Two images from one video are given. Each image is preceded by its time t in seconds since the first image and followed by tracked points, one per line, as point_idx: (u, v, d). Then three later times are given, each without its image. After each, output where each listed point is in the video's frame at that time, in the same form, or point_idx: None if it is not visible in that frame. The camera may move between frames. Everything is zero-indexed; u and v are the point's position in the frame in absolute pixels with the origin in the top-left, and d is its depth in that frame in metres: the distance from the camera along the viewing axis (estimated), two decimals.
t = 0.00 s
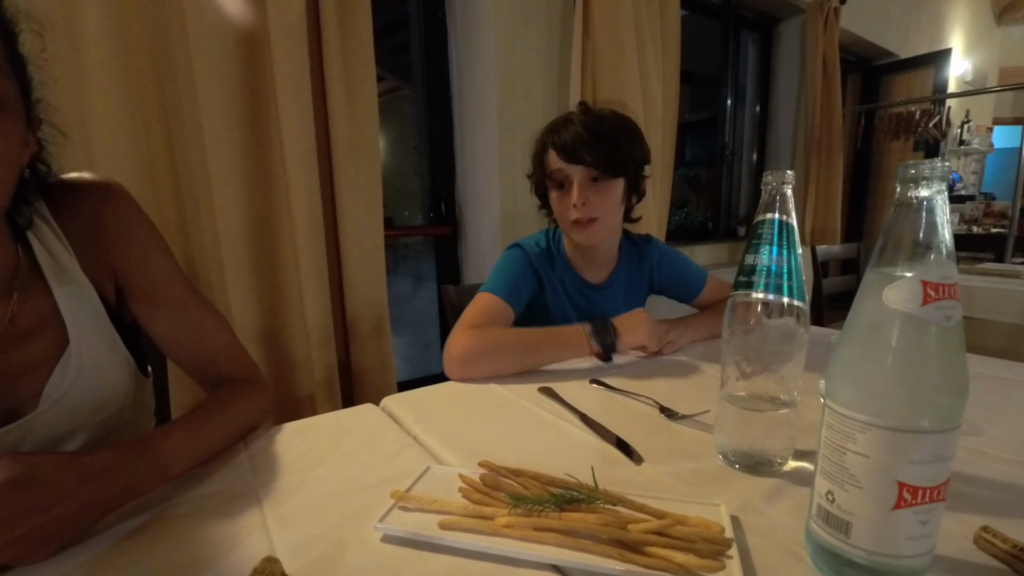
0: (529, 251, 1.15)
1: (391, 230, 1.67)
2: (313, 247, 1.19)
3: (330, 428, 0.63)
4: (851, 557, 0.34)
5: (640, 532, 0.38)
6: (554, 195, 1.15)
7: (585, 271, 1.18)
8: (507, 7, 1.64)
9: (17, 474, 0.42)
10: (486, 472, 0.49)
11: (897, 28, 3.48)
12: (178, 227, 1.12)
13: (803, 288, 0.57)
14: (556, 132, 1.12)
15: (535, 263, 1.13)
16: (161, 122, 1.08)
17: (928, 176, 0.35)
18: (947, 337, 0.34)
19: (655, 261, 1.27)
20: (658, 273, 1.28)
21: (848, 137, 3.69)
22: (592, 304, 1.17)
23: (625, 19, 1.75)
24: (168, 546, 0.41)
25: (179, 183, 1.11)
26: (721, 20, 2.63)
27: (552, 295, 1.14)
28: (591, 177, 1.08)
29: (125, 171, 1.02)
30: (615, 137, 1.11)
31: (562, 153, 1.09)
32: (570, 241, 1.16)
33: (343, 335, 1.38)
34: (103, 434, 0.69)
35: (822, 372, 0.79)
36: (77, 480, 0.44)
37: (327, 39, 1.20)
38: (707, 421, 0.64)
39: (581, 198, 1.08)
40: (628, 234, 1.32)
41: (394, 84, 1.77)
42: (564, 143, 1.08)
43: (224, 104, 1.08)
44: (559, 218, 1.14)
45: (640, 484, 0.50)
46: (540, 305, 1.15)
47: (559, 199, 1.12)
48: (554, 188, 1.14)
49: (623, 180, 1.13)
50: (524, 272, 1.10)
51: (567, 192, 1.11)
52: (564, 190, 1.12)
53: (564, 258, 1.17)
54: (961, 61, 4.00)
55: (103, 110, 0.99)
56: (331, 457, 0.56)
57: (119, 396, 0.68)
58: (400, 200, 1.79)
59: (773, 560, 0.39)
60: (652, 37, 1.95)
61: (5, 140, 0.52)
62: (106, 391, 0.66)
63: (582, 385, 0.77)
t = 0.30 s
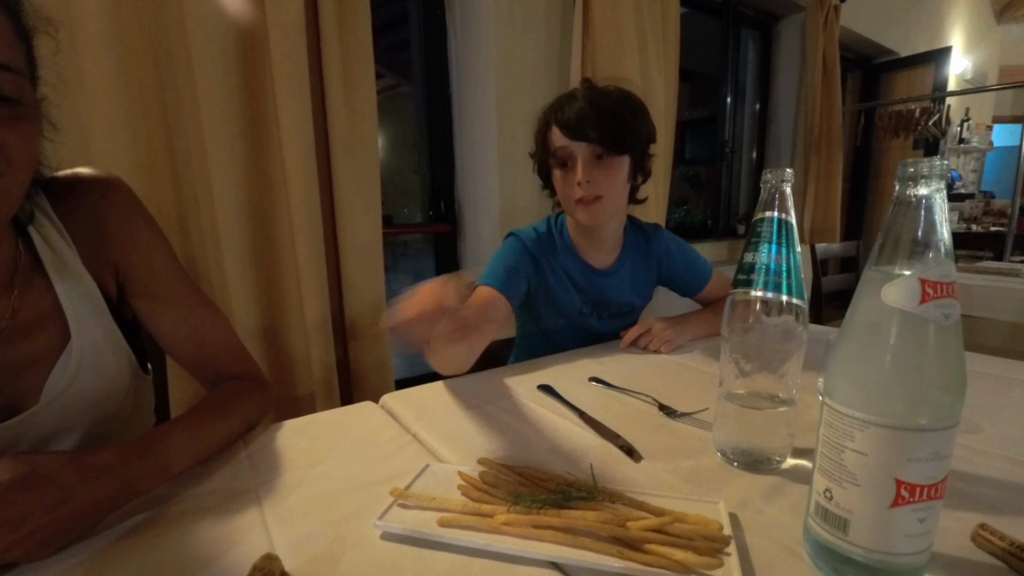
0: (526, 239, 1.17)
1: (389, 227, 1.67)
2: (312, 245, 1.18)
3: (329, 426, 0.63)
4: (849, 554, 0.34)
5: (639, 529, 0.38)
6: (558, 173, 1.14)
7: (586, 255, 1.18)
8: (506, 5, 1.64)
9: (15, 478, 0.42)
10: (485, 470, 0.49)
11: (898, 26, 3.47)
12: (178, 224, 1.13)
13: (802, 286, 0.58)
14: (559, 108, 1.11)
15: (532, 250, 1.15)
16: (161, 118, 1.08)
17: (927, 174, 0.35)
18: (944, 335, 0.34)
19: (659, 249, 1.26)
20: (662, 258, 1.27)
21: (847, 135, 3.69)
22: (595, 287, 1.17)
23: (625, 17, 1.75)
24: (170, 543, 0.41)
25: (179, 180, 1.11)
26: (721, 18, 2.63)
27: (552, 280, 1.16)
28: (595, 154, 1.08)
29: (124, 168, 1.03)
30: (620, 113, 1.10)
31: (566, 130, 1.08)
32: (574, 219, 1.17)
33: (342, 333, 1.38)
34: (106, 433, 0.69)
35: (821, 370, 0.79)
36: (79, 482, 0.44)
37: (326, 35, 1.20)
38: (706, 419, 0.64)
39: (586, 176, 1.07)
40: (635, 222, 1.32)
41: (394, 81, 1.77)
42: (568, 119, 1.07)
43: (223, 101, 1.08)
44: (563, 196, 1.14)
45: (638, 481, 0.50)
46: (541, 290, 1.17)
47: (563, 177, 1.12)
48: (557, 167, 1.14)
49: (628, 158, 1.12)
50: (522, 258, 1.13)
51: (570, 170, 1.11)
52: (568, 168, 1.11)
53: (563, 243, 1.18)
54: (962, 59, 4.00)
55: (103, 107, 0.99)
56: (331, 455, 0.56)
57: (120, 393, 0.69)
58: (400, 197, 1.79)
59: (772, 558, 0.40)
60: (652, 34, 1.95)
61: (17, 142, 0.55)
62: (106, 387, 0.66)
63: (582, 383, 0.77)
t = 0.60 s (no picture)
0: (519, 241, 1.13)
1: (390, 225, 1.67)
2: (312, 243, 1.18)
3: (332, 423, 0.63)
4: (849, 550, 0.35)
5: (641, 526, 0.39)
6: (550, 167, 1.12)
7: (582, 252, 1.16)
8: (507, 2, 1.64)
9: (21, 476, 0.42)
10: (487, 467, 0.49)
11: (897, 24, 3.46)
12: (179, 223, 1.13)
13: (803, 284, 0.59)
14: (553, 99, 1.10)
15: (527, 250, 1.12)
16: (161, 116, 1.08)
17: (928, 173, 0.35)
18: (946, 333, 0.34)
19: (651, 241, 1.27)
20: (657, 251, 1.28)
21: (847, 133, 3.69)
22: (596, 283, 1.15)
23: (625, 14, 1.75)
24: (174, 540, 0.42)
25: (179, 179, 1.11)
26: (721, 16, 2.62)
27: (551, 281, 1.12)
28: (591, 148, 1.07)
29: (125, 164, 1.03)
30: (613, 108, 1.10)
31: (561, 123, 1.07)
32: (566, 216, 1.14)
33: (343, 330, 1.38)
34: (108, 429, 0.69)
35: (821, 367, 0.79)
36: (85, 481, 0.44)
37: (326, 32, 1.19)
38: (706, 417, 0.65)
39: (582, 169, 1.06)
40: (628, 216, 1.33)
41: (394, 79, 1.77)
42: (564, 111, 1.06)
43: (223, 100, 1.08)
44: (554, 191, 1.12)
45: (640, 479, 0.50)
46: (539, 293, 1.13)
47: (556, 170, 1.10)
48: (549, 161, 1.12)
49: (623, 154, 1.12)
50: (517, 260, 1.09)
51: (565, 164, 1.09)
52: (561, 162, 1.10)
53: (558, 243, 1.15)
54: (962, 57, 4.00)
55: (105, 104, 0.99)
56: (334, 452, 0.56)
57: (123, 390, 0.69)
58: (400, 195, 1.79)
59: (774, 555, 0.40)
60: (652, 32, 1.94)
61: (40, 139, 0.56)
62: (110, 381, 0.66)
63: (583, 380, 0.78)
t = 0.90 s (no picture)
0: (512, 250, 1.12)
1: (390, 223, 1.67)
2: (312, 241, 1.18)
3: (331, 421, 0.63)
4: (848, 549, 0.35)
5: (640, 524, 0.39)
6: (540, 176, 1.11)
7: (574, 259, 1.17)
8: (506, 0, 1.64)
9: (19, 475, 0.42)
10: (486, 465, 0.49)
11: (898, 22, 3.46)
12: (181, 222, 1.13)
13: (802, 282, 0.58)
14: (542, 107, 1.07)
15: (520, 259, 1.11)
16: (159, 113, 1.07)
17: (928, 171, 0.35)
18: (945, 332, 0.34)
19: (644, 241, 1.28)
20: (649, 253, 1.29)
21: (847, 131, 3.69)
22: (590, 288, 1.16)
23: (625, 12, 1.74)
24: (170, 540, 0.41)
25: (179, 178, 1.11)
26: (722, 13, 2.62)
27: (544, 289, 1.12)
28: (583, 160, 1.06)
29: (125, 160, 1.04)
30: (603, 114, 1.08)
31: (552, 134, 1.04)
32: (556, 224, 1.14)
33: (343, 328, 1.38)
34: (106, 427, 0.69)
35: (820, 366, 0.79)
36: (83, 478, 0.44)
37: (326, 30, 1.19)
38: (706, 415, 0.65)
39: (574, 182, 1.06)
40: (622, 217, 1.33)
41: (393, 77, 1.77)
42: (554, 121, 1.03)
43: (224, 98, 1.08)
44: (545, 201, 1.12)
45: (638, 477, 0.50)
46: (534, 300, 1.13)
47: (547, 181, 1.09)
48: (539, 170, 1.11)
49: (615, 162, 1.11)
50: (511, 269, 1.08)
51: (555, 174, 1.08)
52: (551, 172, 1.09)
53: (549, 251, 1.15)
54: (962, 56, 3.99)
55: (108, 102, 1.00)
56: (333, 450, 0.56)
57: (122, 387, 0.69)
58: (399, 192, 1.79)
59: (772, 553, 0.40)
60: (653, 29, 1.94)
61: (58, 132, 0.57)
62: (110, 375, 0.66)
63: (582, 378, 0.78)
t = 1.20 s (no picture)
0: (511, 245, 1.13)
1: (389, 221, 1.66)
2: (312, 241, 1.18)
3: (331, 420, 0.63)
4: (847, 548, 0.35)
5: (639, 523, 0.38)
6: (547, 174, 1.10)
7: (575, 256, 1.17)
8: None
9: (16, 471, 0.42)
10: (486, 464, 0.49)
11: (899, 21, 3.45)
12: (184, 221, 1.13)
13: (803, 281, 0.58)
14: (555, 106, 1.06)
15: (518, 255, 1.12)
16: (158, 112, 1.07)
17: (929, 170, 0.34)
18: (946, 332, 0.34)
19: (644, 240, 1.28)
20: (649, 254, 1.29)
21: (847, 130, 3.69)
22: (587, 287, 1.16)
23: (625, 10, 1.74)
24: (169, 539, 0.41)
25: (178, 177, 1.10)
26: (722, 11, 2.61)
27: (541, 286, 1.14)
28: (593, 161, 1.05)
29: (128, 158, 1.04)
30: (614, 116, 1.07)
31: (565, 134, 1.04)
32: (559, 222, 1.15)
33: (343, 325, 1.38)
34: (105, 424, 0.69)
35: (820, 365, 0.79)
36: (79, 476, 0.44)
37: (326, 29, 1.19)
38: (706, 414, 0.65)
39: (584, 183, 1.06)
40: (624, 216, 1.32)
41: (392, 74, 1.77)
42: (566, 120, 1.03)
43: (224, 98, 1.08)
44: (552, 199, 1.11)
45: (638, 476, 0.50)
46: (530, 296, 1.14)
47: (554, 180, 1.09)
48: (548, 168, 1.10)
49: (623, 165, 1.11)
50: (508, 264, 1.09)
51: (564, 173, 1.07)
52: (560, 171, 1.08)
53: (549, 248, 1.16)
54: (963, 54, 3.98)
55: (110, 101, 1.00)
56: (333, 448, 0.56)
57: (121, 384, 0.69)
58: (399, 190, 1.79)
59: (771, 552, 0.40)
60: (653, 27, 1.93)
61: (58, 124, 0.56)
62: (109, 370, 0.66)
63: (582, 377, 0.78)
